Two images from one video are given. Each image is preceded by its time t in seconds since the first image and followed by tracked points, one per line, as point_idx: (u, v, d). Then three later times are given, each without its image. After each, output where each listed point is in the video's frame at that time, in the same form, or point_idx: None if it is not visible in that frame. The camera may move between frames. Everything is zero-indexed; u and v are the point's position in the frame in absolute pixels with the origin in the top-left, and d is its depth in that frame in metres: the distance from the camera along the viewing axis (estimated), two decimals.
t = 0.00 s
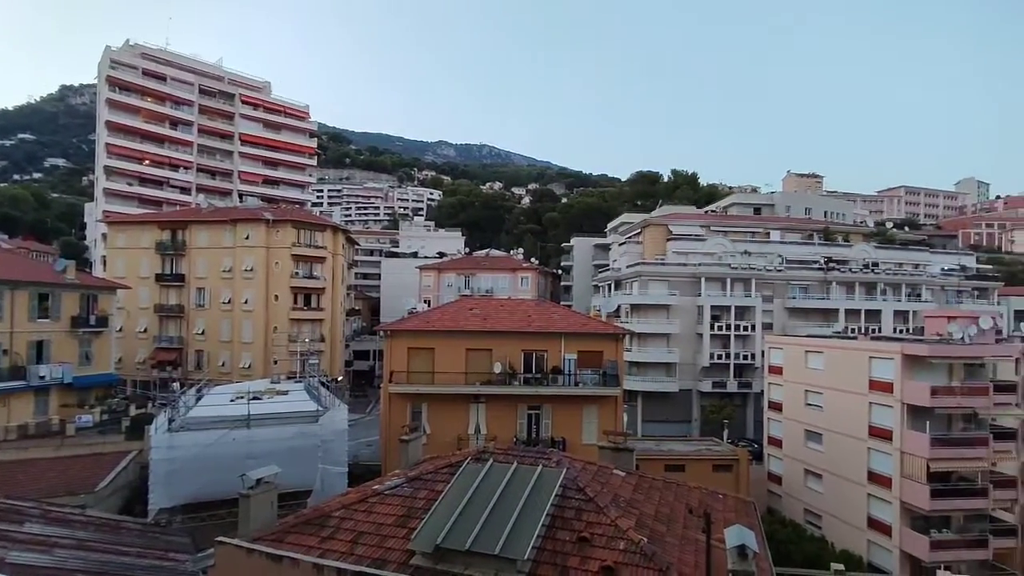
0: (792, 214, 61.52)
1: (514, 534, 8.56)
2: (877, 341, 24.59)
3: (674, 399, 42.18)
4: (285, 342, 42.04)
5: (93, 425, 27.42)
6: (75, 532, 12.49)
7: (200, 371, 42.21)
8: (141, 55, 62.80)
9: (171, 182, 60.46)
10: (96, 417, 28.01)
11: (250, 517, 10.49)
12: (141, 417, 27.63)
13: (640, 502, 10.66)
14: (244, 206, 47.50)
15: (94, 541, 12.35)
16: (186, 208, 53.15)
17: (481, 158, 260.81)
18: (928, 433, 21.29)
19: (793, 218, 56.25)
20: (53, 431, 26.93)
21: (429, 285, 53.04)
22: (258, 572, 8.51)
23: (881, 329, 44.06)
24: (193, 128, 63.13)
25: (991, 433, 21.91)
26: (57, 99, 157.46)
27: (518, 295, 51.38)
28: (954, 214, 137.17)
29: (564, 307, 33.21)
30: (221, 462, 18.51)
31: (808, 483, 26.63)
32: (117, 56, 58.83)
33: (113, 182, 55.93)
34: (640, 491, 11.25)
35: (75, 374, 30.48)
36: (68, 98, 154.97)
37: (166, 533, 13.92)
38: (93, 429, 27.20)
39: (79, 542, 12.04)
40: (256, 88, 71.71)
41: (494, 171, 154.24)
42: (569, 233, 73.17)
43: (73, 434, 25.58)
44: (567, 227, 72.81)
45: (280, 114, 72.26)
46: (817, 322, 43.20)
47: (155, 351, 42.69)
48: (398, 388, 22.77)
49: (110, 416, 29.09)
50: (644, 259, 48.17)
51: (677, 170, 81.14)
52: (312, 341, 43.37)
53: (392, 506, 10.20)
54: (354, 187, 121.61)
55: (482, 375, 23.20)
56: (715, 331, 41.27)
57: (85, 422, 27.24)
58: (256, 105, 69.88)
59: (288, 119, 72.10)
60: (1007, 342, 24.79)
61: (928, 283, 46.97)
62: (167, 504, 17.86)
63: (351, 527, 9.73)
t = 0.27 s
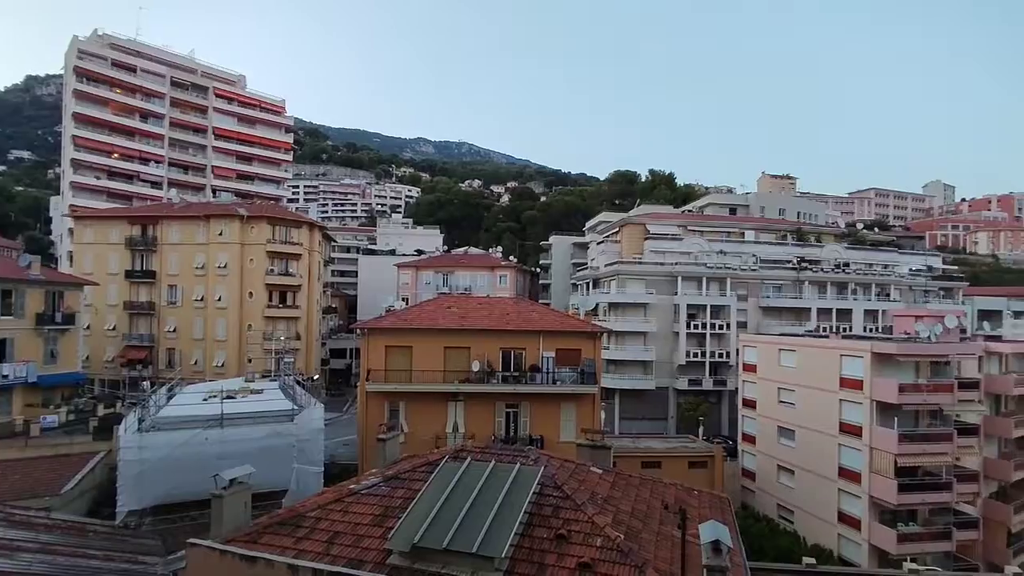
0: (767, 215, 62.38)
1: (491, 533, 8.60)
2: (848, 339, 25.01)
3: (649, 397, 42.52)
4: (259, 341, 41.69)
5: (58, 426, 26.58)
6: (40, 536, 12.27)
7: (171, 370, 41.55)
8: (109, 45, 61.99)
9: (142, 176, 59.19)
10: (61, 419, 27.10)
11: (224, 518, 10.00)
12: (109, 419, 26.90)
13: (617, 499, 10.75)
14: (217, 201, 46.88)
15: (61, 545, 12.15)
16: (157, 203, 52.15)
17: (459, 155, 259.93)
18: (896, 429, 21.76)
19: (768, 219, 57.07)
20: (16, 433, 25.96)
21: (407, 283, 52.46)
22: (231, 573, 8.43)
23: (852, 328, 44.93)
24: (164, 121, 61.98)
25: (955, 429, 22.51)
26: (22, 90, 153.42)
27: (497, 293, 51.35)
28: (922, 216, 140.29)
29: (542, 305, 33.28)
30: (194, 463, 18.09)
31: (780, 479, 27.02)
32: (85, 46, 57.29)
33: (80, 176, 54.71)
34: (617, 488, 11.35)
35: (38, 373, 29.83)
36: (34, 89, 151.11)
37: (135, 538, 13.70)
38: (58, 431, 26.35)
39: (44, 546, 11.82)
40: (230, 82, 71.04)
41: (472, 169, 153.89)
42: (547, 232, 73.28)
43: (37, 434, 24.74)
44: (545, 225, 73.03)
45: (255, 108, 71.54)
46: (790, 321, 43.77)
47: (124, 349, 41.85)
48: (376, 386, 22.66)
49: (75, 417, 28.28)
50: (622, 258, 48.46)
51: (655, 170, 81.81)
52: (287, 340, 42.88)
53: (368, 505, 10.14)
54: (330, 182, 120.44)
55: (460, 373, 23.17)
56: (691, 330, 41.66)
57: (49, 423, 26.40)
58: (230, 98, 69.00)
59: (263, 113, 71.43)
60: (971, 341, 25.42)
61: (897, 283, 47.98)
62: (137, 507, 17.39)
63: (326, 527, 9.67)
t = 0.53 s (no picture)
0: (744, 214, 63.15)
1: (472, 531, 8.62)
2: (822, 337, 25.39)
3: (628, 393, 42.82)
4: (234, 338, 41.23)
5: (25, 425, 26.07)
6: (7, 539, 12.09)
7: (144, 368, 40.92)
8: (78, 35, 60.79)
9: (113, 169, 58.12)
10: (28, 418, 26.56)
11: (197, 518, 9.86)
12: (79, 416, 26.50)
13: (596, 495, 10.81)
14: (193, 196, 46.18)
15: (30, 549, 11.98)
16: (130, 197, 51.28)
17: (439, 152, 259.14)
18: (867, 425, 22.19)
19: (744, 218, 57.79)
20: None
21: (386, 280, 52.44)
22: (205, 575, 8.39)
23: (826, 326, 45.68)
24: (136, 113, 60.85)
25: (924, 425, 23.04)
26: None
27: (477, 290, 51.30)
28: (894, 216, 143.07)
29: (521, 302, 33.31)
30: (166, 463, 17.07)
31: (756, 474, 27.40)
32: (53, 35, 56.13)
33: (49, 168, 53.56)
34: (596, 485, 11.42)
35: (4, 371, 29.22)
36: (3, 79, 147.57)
37: (106, 539, 13.52)
38: (26, 430, 25.89)
39: (11, 550, 11.64)
40: (205, 74, 70.05)
41: (453, 165, 153.42)
42: (528, 229, 73.36)
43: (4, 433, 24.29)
44: (525, 222, 73.17)
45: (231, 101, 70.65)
46: (766, 319, 44.32)
47: (94, 346, 41.16)
48: (354, 384, 22.53)
49: (43, 416, 27.78)
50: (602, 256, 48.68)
51: (634, 169, 82.39)
52: (264, 337, 42.53)
53: (346, 504, 10.09)
54: (308, 177, 119.31)
55: (440, 371, 23.13)
56: (670, 327, 42.01)
57: (16, 423, 25.89)
58: (205, 91, 68.04)
59: (239, 106, 70.49)
60: (940, 339, 26.02)
61: (869, 282, 48.88)
62: (106, 508, 16.33)
63: (303, 526, 9.60)
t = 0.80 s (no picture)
0: (720, 214, 63.85)
1: (451, 530, 8.63)
2: (796, 335, 25.76)
3: (606, 391, 43.08)
4: (209, 337, 40.73)
5: None
6: None
7: (115, 367, 40.24)
8: (46, 26, 59.43)
9: (81, 163, 56.72)
10: None
11: (170, 521, 9.59)
12: (48, 417, 26.00)
13: (575, 492, 10.87)
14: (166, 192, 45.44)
15: None
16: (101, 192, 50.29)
17: (418, 149, 258.04)
18: (840, 420, 22.58)
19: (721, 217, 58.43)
20: None
21: (365, 278, 52.17)
22: None
23: (800, 324, 46.38)
24: (106, 107, 59.66)
25: (894, 420, 23.52)
26: None
27: (457, 288, 51.23)
28: (865, 216, 145.66)
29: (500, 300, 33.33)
30: (139, 465, 16.59)
31: (731, 470, 27.73)
32: (19, 25, 54.54)
33: (15, 163, 52.16)
34: (575, 482, 11.48)
35: None
36: None
37: (77, 541, 13.30)
38: None
39: None
40: (179, 68, 69.09)
41: (432, 163, 152.87)
42: (508, 228, 73.40)
43: None
44: (504, 221, 73.25)
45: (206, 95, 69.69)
46: (742, 317, 44.86)
47: (63, 346, 40.37)
48: (332, 383, 22.37)
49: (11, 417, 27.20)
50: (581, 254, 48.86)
51: (613, 168, 82.85)
52: (239, 336, 42.14)
53: (324, 504, 10.01)
54: (285, 174, 118.05)
55: (419, 369, 23.07)
56: (648, 325, 42.30)
57: None
58: (178, 84, 66.98)
59: (214, 101, 69.56)
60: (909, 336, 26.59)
61: (842, 280, 49.74)
62: (76, 512, 15.75)
63: (280, 527, 9.49)
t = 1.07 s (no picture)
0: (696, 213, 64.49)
1: (429, 530, 8.63)
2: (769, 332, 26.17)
3: (583, 389, 43.30)
4: (180, 335, 40.19)
5: None
6: None
7: (81, 367, 39.39)
8: (9, 15, 57.71)
9: (47, 157, 55.37)
10: None
11: (141, 523, 9.40)
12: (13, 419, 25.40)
13: (552, 490, 10.92)
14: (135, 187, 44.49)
15: None
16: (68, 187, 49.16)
17: (396, 146, 256.53)
18: (811, 415, 22.98)
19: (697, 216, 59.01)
20: None
21: (341, 276, 51.77)
22: None
23: (773, 322, 47.07)
24: (73, 98, 58.17)
25: (863, 415, 24.01)
26: None
27: (435, 286, 51.12)
28: (836, 216, 148.16)
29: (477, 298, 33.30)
30: (108, 467, 16.04)
31: (707, 466, 28.02)
32: None
33: None
34: (552, 479, 11.53)
35: None
36: None
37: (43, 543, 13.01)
38: None
39: None
40: (149, 61, 67.87)
41: (410, 160, 152.14)
42: (486, 226, 73.36)
43: None
44: (482, 218, 73.22)
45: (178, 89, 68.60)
46: (717, 315, 45.37)
47: (28, 345, 39.47)
48: (308, 382, 22.13)
49: None
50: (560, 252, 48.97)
51: (591, 167, 83.17)
52: (212, 334, 41.64)
53: (300, 504, 9.83)
54: (260, 170, 116.55)
55: (397, 367, 22.96)
56: (626, 323, 42.56)
57: None
58: (148, 77, 65.77)
59: (185, 95, 68.41)
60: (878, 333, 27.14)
61: (814, 279, 50.59)
62: (42, 517, 15.21)
63: (254, 529, 9.26)
